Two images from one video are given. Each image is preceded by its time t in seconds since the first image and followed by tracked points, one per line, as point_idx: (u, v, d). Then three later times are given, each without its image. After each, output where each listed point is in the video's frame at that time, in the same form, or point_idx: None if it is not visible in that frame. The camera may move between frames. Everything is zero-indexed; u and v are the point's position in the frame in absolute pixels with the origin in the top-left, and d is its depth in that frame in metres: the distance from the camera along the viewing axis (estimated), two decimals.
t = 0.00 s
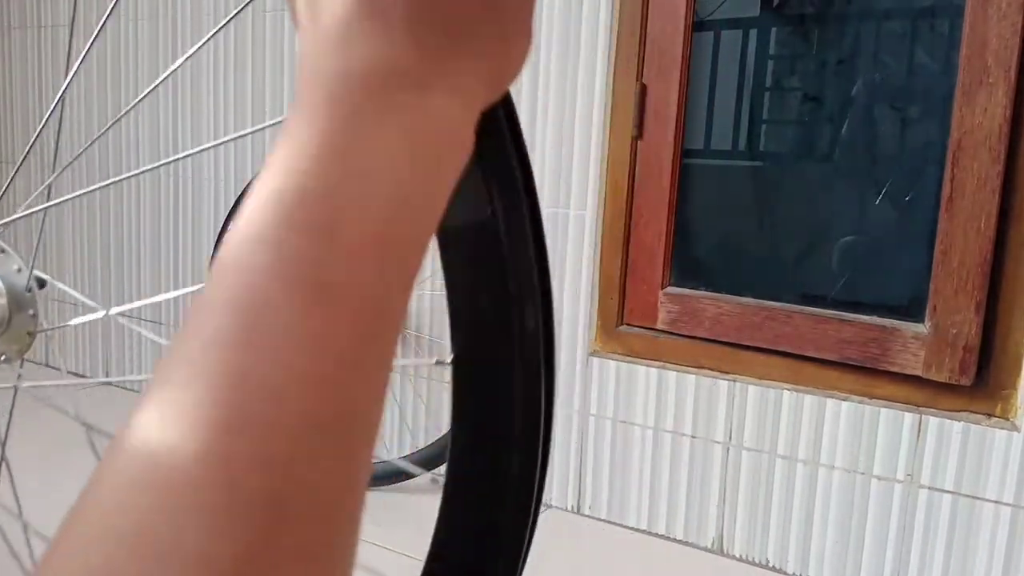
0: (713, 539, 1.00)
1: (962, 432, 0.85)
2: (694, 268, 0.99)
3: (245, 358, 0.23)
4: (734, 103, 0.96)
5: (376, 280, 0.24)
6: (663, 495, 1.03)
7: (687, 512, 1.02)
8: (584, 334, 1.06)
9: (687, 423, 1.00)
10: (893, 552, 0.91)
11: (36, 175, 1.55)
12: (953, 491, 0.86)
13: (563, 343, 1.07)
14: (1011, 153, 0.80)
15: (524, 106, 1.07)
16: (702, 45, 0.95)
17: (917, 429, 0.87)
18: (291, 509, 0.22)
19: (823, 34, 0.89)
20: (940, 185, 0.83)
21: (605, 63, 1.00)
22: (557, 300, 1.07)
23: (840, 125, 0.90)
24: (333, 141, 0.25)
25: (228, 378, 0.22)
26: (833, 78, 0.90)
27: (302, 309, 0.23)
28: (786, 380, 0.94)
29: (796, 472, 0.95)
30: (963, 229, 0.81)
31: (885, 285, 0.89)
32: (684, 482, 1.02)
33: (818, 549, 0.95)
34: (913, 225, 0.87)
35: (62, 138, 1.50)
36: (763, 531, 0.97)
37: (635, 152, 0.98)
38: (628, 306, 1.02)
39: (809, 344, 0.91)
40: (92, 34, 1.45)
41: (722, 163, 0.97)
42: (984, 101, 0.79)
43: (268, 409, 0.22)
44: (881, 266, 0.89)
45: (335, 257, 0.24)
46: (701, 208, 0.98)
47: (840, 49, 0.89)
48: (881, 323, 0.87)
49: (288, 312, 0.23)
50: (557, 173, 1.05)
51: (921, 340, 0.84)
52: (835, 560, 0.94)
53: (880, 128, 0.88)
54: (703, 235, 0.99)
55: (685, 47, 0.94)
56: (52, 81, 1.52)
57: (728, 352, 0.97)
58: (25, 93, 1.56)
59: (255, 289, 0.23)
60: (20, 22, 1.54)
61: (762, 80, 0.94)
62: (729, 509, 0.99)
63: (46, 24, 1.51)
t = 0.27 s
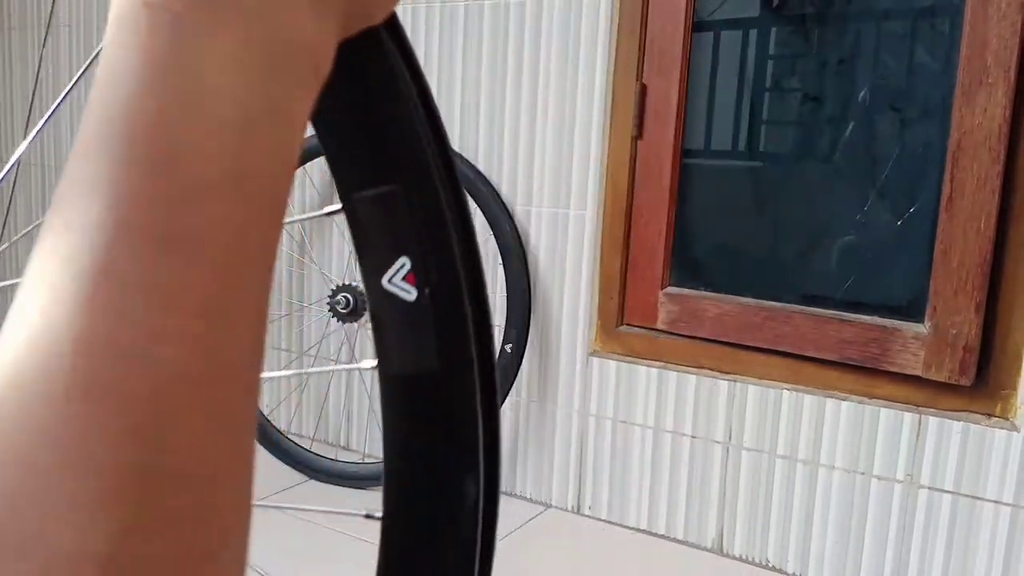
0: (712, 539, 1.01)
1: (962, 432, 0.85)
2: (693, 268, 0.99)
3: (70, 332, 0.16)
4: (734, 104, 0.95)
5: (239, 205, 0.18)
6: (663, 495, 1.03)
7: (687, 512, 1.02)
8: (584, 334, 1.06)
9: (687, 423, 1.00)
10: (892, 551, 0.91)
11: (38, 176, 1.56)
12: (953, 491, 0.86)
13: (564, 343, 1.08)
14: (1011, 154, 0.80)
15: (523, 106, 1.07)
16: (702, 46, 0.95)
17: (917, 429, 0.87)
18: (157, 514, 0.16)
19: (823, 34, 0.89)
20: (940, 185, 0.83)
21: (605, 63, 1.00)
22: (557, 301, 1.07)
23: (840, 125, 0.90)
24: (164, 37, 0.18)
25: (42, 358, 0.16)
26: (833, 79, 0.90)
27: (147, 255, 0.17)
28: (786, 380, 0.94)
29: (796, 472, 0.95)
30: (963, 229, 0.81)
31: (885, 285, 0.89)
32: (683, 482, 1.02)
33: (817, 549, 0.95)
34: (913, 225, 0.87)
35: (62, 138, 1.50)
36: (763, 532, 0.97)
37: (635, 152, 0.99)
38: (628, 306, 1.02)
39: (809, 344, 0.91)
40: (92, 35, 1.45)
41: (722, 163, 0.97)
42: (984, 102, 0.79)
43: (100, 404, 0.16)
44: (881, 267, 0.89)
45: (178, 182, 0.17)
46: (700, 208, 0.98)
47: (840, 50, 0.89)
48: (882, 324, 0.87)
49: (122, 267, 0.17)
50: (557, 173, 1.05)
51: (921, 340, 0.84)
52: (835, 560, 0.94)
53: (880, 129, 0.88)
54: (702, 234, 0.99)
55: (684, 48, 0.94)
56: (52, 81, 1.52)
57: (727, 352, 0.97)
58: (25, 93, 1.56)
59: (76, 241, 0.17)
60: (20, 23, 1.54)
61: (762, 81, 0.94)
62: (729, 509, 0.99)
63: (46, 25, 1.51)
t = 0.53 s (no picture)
0: (712, 539, 1.00)
1: (962, 432, 0.85)
2: (693, 268, 0.99)
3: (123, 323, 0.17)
4: (734, 104, 0.95)
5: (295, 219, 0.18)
6: (663, 495, 1.03)
7: (686, 511, 1.02)
8: (584, 334, 1.06)
9: (687, 423, 1.00)
10: (892, 551, 0.91)
11: (38, 176, 1.56)
12: (952, 491, 0.86)
13: (563, 343, 1.07)
14: (1011, 154, 0.80)
15: (523, 106, 1.07)
16: (701, 46, 0.95)
17: (917, 429, 0.87)
18: (193, 475, 0.16)
19: (823, 34, 0.89)
20: (941, 185, 0.83)
21: (605, 63, 1.00)
22: (557, 301, 1.07)
23: (840, 126, 0.90)
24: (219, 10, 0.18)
25: (93, 320, 0.17)
26: (833, 78, 0.90)
27: (195, 219, 0.17)
28: (785, 380, 0.94)
29: (796, 472, 0.95)
30: (963, 229, 0.81)
31: (884, 286, 0.89)
32: (683, 482, 1.02)
33: (817, 548, 0.95)
34: (913, 225, 0.87)
35: (63, 139, 1.50)
36: (763, 532, 0.97)
37: (636, 152, 0.99)
38: (628, 306, 1.02)
39: (809, 344, 0.91)
40: (92, 35, 1.45)
41: (722, 163, 0.97)
42: (984, 101, 0.79)
43: (147, 361, 0.16)
44: (881, 267, 0.89)
45: (240, 188, 0.17)
46: (700, 208, 0.98)
47: (840, 50, 0.89)
48: (882, 324, 0.87)
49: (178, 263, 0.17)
50: (557, 174, 1.05)
51: (921, 340, 0.84)
52: (835, 560, 0.94)
53: (879, 129, 0.88)
54: (702, 234, 0.99)
55: (684, 47, 0.95)
56: (52, 81, 1.52)
57: (726, 351, 0.97)
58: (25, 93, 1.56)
59: (126, 205, 0.18)
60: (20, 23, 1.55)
61: (762, 81, 0.94)
62: (729, 508, 0.99)
63: (46, 25, 1.51)
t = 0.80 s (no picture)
0: (712, 539, 1.01)
1: (962, 432, 0.85)
2: (693, 268, 0.99)
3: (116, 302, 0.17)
4: (734, 104, 0.95)
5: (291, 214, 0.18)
6: (663, 495, 1.03)
7: (686, 512, 1.02)
8: (583, 334, 1.06)
9: (686, 423, 1.01)
10: (892, 551, 0.91)
11: (38, 176, 1.57)
12: (953, 491, 0.86)
13: (563, 343, 1.08)
14: (1011, 153, 0.80)
15: (523, 106, 1.07)
16: (701, 46, 0.95)
17: (917, 429, 0.87)
18: (188, 467, 0.16)
19: (824, 33, 0.89)
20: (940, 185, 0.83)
21: (605, 63, 1.00)
22: (557, 301, 1.07)
23: (839, 125, 0.90)
24: (233, 11, 0.18)
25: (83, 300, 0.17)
26: (833, 78, 0.90)
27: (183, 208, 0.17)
28: (785, 380, 0.94)
29: (796, 472, 0.95)
30: (963, 229, 0.81)
31: (884, 285, 0.89)
32: (683, 482, 1.02)
33: (817, 549, 0.95)
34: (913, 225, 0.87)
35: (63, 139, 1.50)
36: (763, 533, 0.97)
37: (636, 152, 0.99)
38: (628, 306, 1.02)
39: (808, 343, 0.91)
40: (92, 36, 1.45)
41: (722, 162, 0.97)
42: (984, 101, 0.79)
43: (135, 346, 0.16)
44: (881, 267, 0.89)
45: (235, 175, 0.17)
46: (700, 209, 0.98)
47: (840, 49, 0.89)
48: (882, 323, 0.87)
49: (169, 249, 0.17)
50: (557, 173, 1.05)
51: (921, 340, 0.84)
52: (835, 560, 0.94)
53: (879, 128, 0.88)
54: (701, 234, 0.99)
55: (684, 47, 0.95)
56: (52, 82, 1.52)
57: (726, 351, 0.97)
58: (25, 94, 1.56)
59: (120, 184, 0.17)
60: (20, 23, 1.55)
61: (762, 81, 0.94)
62: (729, 508, 0.99)
63: (46, 25, 1.51)
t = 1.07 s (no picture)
0: (712, 538, 1.01)
1: (960, 431, 0.85)
2: (692, 268, 1.00)
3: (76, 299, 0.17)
4: (733, 104, 0.96)
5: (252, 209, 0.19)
6: (662, 494, 1.04)
7: (686, 510, 1.02)
8: (583, 334, 1.06)
9: (685, 422, 1.01)
10: (891, 550, 0.91)
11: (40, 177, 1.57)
12: (951, 490, 0.87)
13: (563, 342, 1.08)
14: (1009, 154, 0.80)
15: (523, 107, 1.07)
16: (701, 46, 0.96)
17: (916, 428, 0.88)
18: (149, 463, 0.17)
19: (823, 34, 0.90)
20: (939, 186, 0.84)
21: (604, 63, 1.01)
22: (556, 301, 1.08)
23: (838, 126, 0.90)
24: (177, 10, 0.19)
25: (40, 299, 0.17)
26: (832, 79, 0.90)
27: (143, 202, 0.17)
28: (784, 380, 0.95)
29: (795, 471, 0.95)
30: (961, 229, 0.82)
31: (883, 286, 0.89)
32: (682, 481, 1.02)
33: (817, 547, 0.95)
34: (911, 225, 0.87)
35: (64, 139, 1.50)
36: (763, 531, 0.98)
37: (635, 153, 0.99)
38: (627, 306, 1.03)
39: (807, 343, 0.91)
40: (93, 36, 1.45)
41: (721, 163, 0.97)
42: (982, 101, 0.79)
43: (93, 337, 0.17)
44: (879, 267, 0.89)
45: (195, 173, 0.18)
46: (700, 209, 0.99)
47: (839, 50, 0.89)
48: (881, 323, 0.87)
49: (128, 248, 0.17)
50: (557, 174, 1.06)
51: (920, 340, 0.85)
52: (834, 559, 0.94)
53: (878, 129, 0.88)
54: (701, 234, 0.99)
55: (684, 47, 0.95)
56: (54, 83, 1.52)
57: (725, 351, 0.98)
58: (26, 94, 1.56)
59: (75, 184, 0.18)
60: (21, 24, 1.55)
61: (761, 81, 0.94)
62: (729, 507, 1.00)
63: (47, 26, 1.51)
